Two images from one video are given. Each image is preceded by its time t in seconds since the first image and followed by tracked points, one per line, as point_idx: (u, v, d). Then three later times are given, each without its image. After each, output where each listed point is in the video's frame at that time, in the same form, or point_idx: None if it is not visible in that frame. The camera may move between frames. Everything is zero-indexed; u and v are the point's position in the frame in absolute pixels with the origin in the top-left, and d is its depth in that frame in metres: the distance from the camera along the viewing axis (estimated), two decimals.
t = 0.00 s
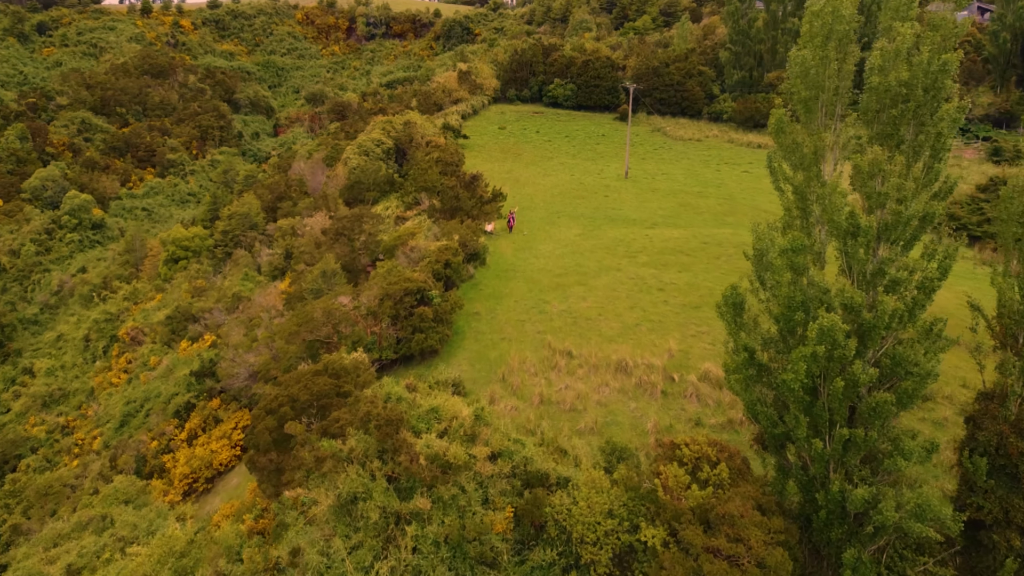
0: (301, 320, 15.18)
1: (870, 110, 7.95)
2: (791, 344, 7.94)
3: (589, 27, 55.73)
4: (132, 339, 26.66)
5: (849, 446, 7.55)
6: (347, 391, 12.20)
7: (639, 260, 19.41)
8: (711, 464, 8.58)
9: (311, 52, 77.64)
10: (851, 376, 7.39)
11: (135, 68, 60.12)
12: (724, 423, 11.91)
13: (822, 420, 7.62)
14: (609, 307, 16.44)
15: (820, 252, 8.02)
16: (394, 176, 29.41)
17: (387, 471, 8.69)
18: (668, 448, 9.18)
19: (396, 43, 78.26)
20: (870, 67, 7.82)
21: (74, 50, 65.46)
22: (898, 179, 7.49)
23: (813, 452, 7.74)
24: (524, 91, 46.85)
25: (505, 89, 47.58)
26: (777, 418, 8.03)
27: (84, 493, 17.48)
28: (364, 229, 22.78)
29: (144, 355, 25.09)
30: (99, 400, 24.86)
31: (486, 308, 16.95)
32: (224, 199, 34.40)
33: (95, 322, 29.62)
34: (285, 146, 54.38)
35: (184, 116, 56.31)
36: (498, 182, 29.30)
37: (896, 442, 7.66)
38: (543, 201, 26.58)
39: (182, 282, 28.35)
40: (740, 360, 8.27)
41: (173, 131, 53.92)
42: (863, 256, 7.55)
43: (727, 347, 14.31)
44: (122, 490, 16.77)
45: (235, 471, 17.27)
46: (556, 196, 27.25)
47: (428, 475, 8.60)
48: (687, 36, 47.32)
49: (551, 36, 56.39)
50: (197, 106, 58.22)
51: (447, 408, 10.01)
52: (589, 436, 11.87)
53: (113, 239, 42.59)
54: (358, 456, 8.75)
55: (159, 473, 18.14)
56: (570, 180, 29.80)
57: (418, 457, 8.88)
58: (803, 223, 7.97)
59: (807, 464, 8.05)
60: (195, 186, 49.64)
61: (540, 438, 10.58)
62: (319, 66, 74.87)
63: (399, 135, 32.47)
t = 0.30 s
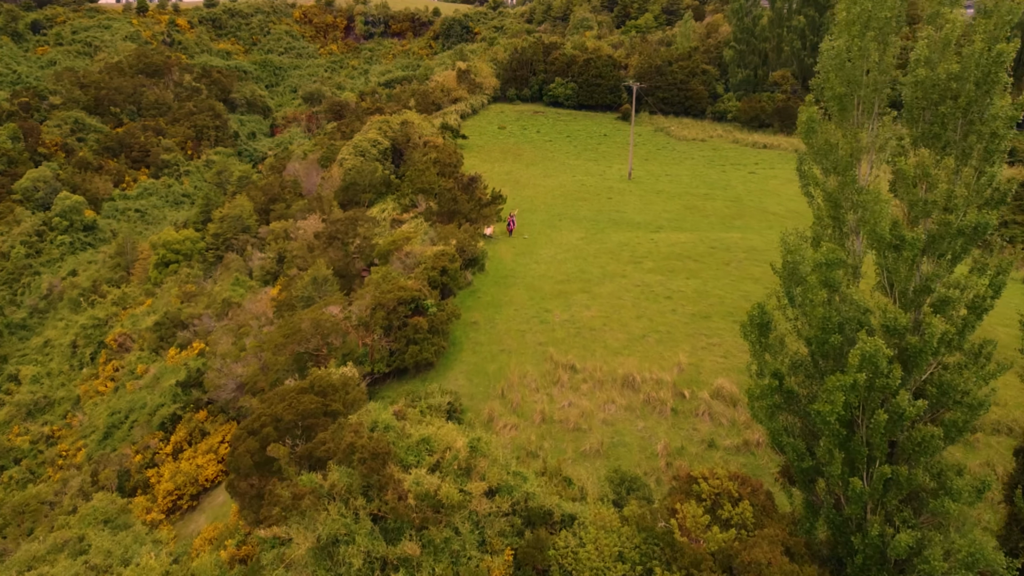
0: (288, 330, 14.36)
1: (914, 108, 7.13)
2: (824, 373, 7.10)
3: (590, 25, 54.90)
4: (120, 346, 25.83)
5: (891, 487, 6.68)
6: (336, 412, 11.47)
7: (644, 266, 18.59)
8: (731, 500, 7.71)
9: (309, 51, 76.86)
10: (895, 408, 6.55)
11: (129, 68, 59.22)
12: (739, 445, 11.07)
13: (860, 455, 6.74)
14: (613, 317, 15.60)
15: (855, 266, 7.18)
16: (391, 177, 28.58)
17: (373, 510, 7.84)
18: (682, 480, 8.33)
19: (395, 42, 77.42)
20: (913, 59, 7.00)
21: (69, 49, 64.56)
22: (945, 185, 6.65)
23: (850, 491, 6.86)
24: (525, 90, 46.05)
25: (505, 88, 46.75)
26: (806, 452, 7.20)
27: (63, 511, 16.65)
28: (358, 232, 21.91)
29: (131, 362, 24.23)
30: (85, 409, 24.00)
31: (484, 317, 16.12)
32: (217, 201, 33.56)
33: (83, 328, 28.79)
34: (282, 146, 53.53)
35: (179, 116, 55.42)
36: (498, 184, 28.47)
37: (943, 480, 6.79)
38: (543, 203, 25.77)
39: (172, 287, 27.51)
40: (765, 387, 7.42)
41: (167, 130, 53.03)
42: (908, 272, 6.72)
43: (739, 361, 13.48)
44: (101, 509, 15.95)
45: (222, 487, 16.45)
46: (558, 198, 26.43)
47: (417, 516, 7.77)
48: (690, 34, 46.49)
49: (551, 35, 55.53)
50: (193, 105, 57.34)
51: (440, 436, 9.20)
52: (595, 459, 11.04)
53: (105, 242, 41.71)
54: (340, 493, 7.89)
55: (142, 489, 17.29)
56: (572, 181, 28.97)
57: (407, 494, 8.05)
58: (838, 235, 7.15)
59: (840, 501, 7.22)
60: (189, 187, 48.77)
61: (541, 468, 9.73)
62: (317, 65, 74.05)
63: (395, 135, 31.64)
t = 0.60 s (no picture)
0: (275, 342, 13.54)
1: (968, 106, 6.28)
2: (865, 406, 6.26)
3: (591, 24, 54.06)
4: (107, 354, 25.00)
5: (943, 537, 5.84)
6: (323, 433, 10.71)
7: (650, 272, 17.77)
8: (757, 542, 6.87)
9: (306, 50, 76.06)
10: (951, 449, 5.70)
11: (124, 67, 58.35)
12: (756, 469, 10.25)
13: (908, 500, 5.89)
14: (619, 327, 14.79)
15: (899, 285, 6.37)
16: (388, 178, 27.75)
17: (355, 557, 7.31)
18: (701, 518, 7.50)
19: (394, 41, 76.56)
20: (972, 47, 6.15)
21: (63, 48, 63.64)
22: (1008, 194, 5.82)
23: (896, 539, 6.01)
24: (525, 89, 45.24)
25: (505, 87, 45.93)
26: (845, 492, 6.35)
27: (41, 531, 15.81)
28: (351, 235, 21.04)
29: (117, 370, 23.40)
30: (69, 419, 23.15)
31: (483, 327, 15.31)
32: (209, 203, 32.72)
33: (70, 334, 27.94)
34: (278, 146, 52.69)
35: (174, 115, 54.53)
36: (497, 186, 27.66)
37: (1002, 528, 5.95)
38: (544, 206, 24.96)
39: (162, 292, 26.69)
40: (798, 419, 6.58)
41: (162, 130, 52.14)
42: (964, 292, 5.89)
43: (754, 375, 12.65)
44: (79, 529, 15.12)
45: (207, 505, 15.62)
46: (559, 200, 25.61)
47: (404, 566, 7.07)
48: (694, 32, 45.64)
49: (552, 33, 54.68)
50: (188, 105, 56.46)
51: (432, 471, 8.51)
52: (602, 485, 10.22)
53: (96, 244, 40.83)
54: (319, 537, 7.43)
55: (124, 507, 16.43)
56: (574, 183, 28.15)
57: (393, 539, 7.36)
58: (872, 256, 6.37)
59: (883, 546, 6.35)
60: (184, 188, 47.92)
61: (544, 501, 8.95)
62: (314, 64, 73.23)
63: (392, 135, 30.81)
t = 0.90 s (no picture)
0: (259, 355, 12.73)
1: None
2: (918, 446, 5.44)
3: (593, 22, 53.23)
4: (92, 362, 24.19)
5: None
6: (307, 459, 9.98)
7: (656, 278, 16.98)
8: None
9: (305, 49, 75.23)
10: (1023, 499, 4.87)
11: (119, 66, 57.51)
12: (776, 496, 9.43)
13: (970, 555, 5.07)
14: (625, 338, 13.98)
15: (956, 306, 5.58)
16: (384, 179, 26.95)
17: None
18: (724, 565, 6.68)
19: (393, 40, 75.69)
20: None
21: (58, 47, 62.78)
22: None
23: None
24: (525, 88, 44.43)
25: (505, 86, 45.13)
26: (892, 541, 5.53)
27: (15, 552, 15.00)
28: (344, 240, 20.22)
29: (103, 379, 22.59)
30: (53, 429, 22.34)
31: (481, 339, 14.50)
32: (201, 204, 31.91)
33: (56, 340, 27.14)
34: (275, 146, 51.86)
35: (169, 115, 53.67)
36: (496, 188, 26.89)
37: None
38: (544, 208, 24.16)
39: (150, 297, 25.89)
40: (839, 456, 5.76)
41: (157, 130, 51.31)
42: None
43: (769, 392, 11.85)
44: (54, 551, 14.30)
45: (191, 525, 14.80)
46: (560, 202, 24.80)
47: None
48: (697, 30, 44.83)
49: (552, 32, 53.84)
50: (184, 104, 55.61)
51: (421, 515, 7.91)
52: (609, 514, 9.42)
53: (88, 246, 39.99)
54: None
55: (105, 524, 15.63)
56: (575, 185, 27.36)
57: None
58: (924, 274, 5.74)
59: None
60: (178, 189, 47.09)
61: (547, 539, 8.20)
62: (312, 64, 72.41)
63: (388, 135, 30.00)
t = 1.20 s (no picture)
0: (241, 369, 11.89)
1: None
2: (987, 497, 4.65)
3: (594, 20, 52.43)
4: (78, 370, 23.41)
5: None
6: (290, 484, 9.17)
7: (663, 285, 16.18)
8: None
9: (302, 48, 74.43)
10: None
11: (113, 65, 56.70)
12: (799, 528, 8.62)
13: None
14: (631, 350, 13.20)
15: None
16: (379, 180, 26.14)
17: None
18: None
19: (392, 38, 74.88)
20: None
21: (52, 46, 61.98)
22: None
23: None
24: (525, 87, 43.62)
25: (505, 85, 44.32)
26: None
27: None
28: (337, 244, 19.41)
29: (88, 387, 21.81)
30: (36, 439, 21.55)
31: (478, 350, 13.71)
32: (193, 206, 31.12)
33: (42, 347, 26.36)
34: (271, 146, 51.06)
35: (164, 114, 52.85)
36: (495, 190, 26.10)
37: None
38: (544, 211, 23.38)
39: (139, 303, 25.11)
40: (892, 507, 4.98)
41: (151, 130, 50.52)
42: None
43: (787, 410, 11.06)
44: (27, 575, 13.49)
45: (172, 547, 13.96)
46: (561, 204, 24.02)
47: None
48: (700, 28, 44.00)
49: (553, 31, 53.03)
50: (179, 104, 54.81)
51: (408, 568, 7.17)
52: (617, 548, 8.64)
53: (79, 249, 39.18)
54: None
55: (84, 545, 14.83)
56: (576, 186, 26.57)
57: None
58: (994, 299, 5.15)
59: None
60: (173, 189, 46.29)
61: None
62: (310, 63, 71.57)
63: (385, 135, 29.18)
